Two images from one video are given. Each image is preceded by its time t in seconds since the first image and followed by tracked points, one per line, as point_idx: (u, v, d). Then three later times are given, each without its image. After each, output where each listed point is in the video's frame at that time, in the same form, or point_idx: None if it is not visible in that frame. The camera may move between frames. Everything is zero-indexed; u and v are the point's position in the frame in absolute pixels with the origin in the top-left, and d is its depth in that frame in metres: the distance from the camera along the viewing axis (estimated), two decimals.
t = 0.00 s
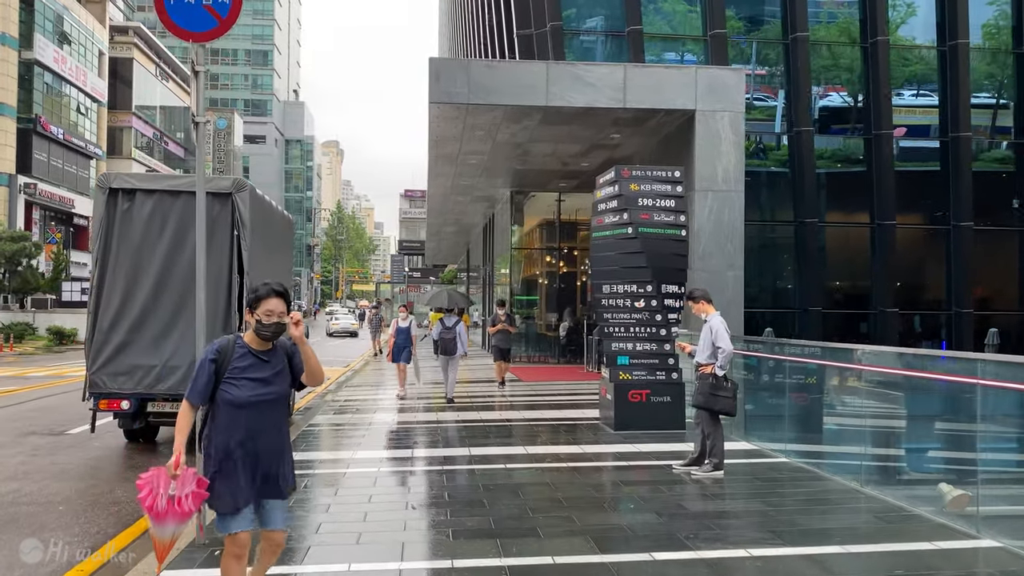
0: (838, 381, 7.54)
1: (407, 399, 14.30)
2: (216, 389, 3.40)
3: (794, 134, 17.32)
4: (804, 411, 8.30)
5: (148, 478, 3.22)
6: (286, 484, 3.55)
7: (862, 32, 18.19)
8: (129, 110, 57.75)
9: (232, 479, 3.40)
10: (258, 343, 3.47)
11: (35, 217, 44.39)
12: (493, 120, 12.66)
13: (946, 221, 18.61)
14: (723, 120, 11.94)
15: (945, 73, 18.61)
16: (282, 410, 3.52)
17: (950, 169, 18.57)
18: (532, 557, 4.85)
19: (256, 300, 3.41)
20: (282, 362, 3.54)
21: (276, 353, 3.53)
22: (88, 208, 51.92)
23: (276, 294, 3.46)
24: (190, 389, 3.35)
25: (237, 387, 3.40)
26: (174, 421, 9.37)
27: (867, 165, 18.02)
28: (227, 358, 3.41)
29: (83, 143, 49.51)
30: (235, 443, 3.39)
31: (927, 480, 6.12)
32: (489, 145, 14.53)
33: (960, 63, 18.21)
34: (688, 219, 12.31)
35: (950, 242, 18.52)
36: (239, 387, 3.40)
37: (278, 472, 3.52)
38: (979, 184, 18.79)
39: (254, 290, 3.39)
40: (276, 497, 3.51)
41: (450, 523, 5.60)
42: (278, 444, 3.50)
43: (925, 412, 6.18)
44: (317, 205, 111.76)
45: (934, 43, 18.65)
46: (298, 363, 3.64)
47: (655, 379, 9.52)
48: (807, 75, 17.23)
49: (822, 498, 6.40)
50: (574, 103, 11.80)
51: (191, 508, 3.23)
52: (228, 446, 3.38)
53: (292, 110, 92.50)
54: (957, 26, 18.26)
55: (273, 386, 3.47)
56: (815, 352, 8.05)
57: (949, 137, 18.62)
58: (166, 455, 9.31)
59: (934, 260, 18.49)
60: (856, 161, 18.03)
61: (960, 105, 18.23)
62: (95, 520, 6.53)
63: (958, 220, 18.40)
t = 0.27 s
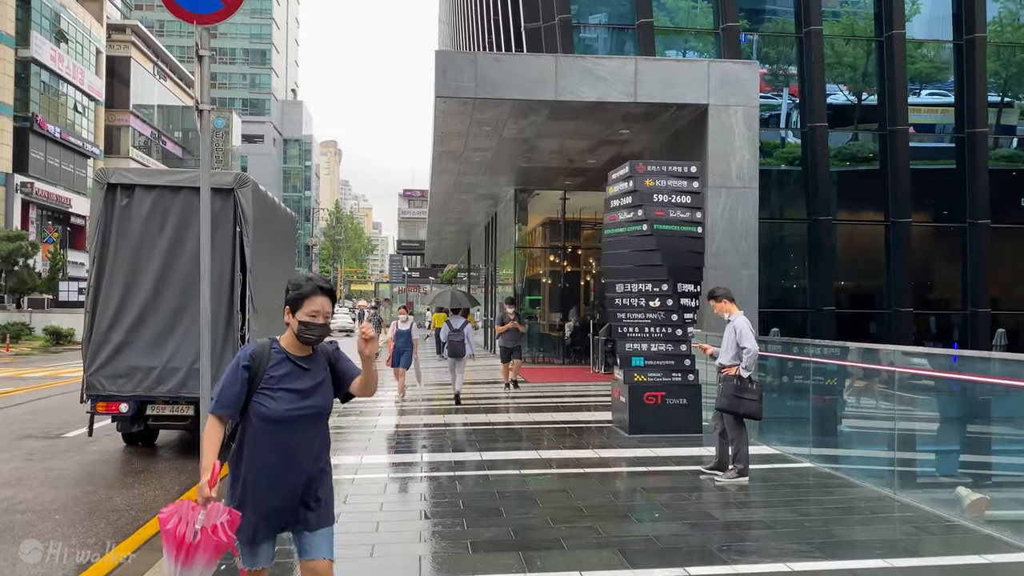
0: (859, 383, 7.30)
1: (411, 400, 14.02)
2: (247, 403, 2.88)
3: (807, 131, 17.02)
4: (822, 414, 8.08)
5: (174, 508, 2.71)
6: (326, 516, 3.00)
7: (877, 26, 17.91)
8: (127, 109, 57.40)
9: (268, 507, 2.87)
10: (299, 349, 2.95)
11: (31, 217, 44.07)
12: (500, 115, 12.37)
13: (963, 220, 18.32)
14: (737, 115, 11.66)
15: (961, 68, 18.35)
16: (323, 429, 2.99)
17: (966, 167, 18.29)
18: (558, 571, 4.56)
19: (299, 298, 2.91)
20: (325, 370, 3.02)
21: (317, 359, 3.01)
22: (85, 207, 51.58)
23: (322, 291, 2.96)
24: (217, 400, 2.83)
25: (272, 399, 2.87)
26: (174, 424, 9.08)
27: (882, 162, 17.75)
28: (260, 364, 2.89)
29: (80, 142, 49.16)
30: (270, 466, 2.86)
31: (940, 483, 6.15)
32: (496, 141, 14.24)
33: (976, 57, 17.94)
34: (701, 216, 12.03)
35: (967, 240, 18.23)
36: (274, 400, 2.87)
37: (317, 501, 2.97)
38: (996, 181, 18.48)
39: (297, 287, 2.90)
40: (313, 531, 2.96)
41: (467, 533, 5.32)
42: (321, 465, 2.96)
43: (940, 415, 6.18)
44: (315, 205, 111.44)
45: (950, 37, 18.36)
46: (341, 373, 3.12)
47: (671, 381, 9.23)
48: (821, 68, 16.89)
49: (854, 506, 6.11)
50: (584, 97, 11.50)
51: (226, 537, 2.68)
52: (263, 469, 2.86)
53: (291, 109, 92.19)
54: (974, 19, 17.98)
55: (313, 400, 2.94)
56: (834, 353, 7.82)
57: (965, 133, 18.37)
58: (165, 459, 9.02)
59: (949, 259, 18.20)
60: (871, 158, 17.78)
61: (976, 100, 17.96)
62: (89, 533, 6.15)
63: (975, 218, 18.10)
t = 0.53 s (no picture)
0: (885, 384, 7.07)
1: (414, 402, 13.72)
2: (291, 414, 2.40)
3: (822, 126, 16.69)
4: (845, 416, 7.84)
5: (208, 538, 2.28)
6: (380, 557, 2.49)
7: (892, 18, 17.57)
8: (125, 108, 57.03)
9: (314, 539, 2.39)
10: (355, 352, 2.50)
11: (28, 216, 43.69)
12: (507, 110, 12.07)
13: (979, 218, 18.03)
14: (750, 109, 11.37)
15: (975, 63, 18.02)
16: (380, 450, 2.50)
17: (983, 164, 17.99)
18: None
19: (356, 292, 2.48)
20: (383, 379, 2.54)
21: (375, 366, 2.54)
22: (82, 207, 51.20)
23: (382, 284, 2.52)
24: (257, 410, 2.38)
25: (318, 410, 2.39)
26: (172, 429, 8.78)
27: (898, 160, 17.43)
28: (306, 369, 2.43)
29: (77, 141, 48.78)
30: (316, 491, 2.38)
31: (964, 486, 6.09)
32: (501, 137, 13.94)
33: (993, 50, 17.55)
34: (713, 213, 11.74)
35: (983, 239, 17.93)
36: (321, 410, 2.39)
37: (369, 539, 2.47)
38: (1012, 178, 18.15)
39: (353, 278, 2.48)
40: (366, 575, 2.45)
41: (484, 546, 5.02)
42: (376, 492, 2.47)
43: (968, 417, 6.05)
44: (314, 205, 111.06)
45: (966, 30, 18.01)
46: (403, 385, 2.64)
47: (687, 383, 8.92)
48: (836, 61, 16.53)
49: (887, 515, 5.83)
50: (594, 91, 11.21)
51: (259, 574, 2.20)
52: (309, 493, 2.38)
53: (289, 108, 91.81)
54: (992, 12, 17.58)
55: (368, 413, 2.44)
56: (856, 353, 7.59)
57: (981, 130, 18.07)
58: (164, 464, 8.73)
59: (962, 258, 17.92)
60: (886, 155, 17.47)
61: (993, 96, 17.64)
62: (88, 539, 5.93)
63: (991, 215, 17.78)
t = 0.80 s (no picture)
0: (913, 386, 6.81)
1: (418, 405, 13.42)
2: (339, 450, 1.99)
3: (836, 122, 16.41)
4: (869, 420, 7.55)
5: None
6: None
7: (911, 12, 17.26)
8: (122, 107, 56.68)
9: None
10: (412, 367, 2.08)
11: (25, 216, 43.25)
12: (515, 105, 11.76)
13: (996, 216, 17.75)
14: (765, 104, 11.07)
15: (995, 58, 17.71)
16: (448, 491, 2.05)
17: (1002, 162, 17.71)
18: None
19: (413, 293, 2.08)
20: (448, 402, 2.11)
21: (438, 387, 2.11)
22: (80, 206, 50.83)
23: (445, 284, 2.11)
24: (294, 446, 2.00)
25: (372, 444, 1.96)
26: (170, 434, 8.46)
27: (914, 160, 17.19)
28: (354, 392, 2.01)
29: (74, 140, 48.43)
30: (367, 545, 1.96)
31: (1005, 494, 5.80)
32: (508, 134, 13.62)
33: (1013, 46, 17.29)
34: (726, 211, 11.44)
35: (1000, 238, 17.63)
36: (374, 445, 1.96)
37: None
38: None
39: (409, 277, 2.07)
40: None
41: (503, 562, 4.70)
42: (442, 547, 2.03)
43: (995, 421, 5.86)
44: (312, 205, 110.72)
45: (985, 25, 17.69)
46: (474, 407, 2.21)
47: (704, 386, 8.61)
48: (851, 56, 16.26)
49: (928, 526, 5.52)
50: (604, 85, 10.89)
51: None
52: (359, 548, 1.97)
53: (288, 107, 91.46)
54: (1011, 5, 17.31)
55: (431, 447, 2.01)
56: (879, 354, 7.33)
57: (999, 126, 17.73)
58: (162, 470, 8.40)
59: (977, 258, 17.63)
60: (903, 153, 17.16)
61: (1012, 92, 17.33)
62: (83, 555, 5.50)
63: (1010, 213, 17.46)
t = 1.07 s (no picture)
0: (942, 388, 6.51)
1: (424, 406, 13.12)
2: (426, 497, 1.57)
3: (854, 117, 16.13)
4: (893, 423, 7.26)
5: None
6: None
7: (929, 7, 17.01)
8: (121, 106, 56.35)
9: None
10: (508, 372, 1.66)
11: (22, 215, 42.87)
12: (524, 99, 11.46)
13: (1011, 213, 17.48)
14: (782, 98, 10.80)
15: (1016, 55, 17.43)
16: (562, 536, 1.65)
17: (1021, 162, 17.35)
18: None
19: (498, 274, 1.66)
20: (552, 417, 1.69)
21: (539, 399, 1.69)
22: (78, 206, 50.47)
23: (537, 257, 1.69)
24: (363, 497, 1.60)
25: (468, 487, 1.54)
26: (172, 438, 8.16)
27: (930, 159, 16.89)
28: (431, 414, 1.57)
29: (72, 139, 48.08)
30: None
31: None
32: (515, 130, 13.31)
33: None
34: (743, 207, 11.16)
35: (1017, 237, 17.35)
36: (470, 488, 1.54)
37: None
38: None
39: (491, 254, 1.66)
40: None
41: None
42: None
43: None
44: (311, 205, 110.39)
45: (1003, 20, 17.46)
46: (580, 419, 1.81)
47: (725, 389, 8.34)
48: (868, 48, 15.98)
49: (975, 537, 5.22)
50: (617, 79, 10.60)
51: None
52: None
53: (287, 107, 91.13)
54: None
55: (540, 481, 1.60)
56: (905, 355, 7.04)
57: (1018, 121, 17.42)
58: (164, 476, 8.09)
59: (991, 256, 17.36)
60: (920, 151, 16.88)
61: None
62: (82, 555, 5.48)
63: None
